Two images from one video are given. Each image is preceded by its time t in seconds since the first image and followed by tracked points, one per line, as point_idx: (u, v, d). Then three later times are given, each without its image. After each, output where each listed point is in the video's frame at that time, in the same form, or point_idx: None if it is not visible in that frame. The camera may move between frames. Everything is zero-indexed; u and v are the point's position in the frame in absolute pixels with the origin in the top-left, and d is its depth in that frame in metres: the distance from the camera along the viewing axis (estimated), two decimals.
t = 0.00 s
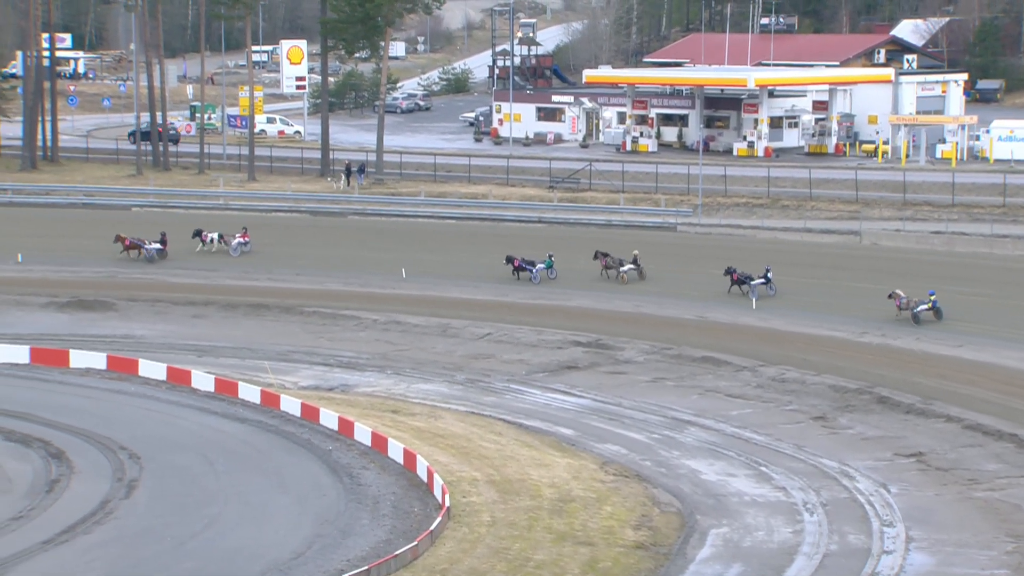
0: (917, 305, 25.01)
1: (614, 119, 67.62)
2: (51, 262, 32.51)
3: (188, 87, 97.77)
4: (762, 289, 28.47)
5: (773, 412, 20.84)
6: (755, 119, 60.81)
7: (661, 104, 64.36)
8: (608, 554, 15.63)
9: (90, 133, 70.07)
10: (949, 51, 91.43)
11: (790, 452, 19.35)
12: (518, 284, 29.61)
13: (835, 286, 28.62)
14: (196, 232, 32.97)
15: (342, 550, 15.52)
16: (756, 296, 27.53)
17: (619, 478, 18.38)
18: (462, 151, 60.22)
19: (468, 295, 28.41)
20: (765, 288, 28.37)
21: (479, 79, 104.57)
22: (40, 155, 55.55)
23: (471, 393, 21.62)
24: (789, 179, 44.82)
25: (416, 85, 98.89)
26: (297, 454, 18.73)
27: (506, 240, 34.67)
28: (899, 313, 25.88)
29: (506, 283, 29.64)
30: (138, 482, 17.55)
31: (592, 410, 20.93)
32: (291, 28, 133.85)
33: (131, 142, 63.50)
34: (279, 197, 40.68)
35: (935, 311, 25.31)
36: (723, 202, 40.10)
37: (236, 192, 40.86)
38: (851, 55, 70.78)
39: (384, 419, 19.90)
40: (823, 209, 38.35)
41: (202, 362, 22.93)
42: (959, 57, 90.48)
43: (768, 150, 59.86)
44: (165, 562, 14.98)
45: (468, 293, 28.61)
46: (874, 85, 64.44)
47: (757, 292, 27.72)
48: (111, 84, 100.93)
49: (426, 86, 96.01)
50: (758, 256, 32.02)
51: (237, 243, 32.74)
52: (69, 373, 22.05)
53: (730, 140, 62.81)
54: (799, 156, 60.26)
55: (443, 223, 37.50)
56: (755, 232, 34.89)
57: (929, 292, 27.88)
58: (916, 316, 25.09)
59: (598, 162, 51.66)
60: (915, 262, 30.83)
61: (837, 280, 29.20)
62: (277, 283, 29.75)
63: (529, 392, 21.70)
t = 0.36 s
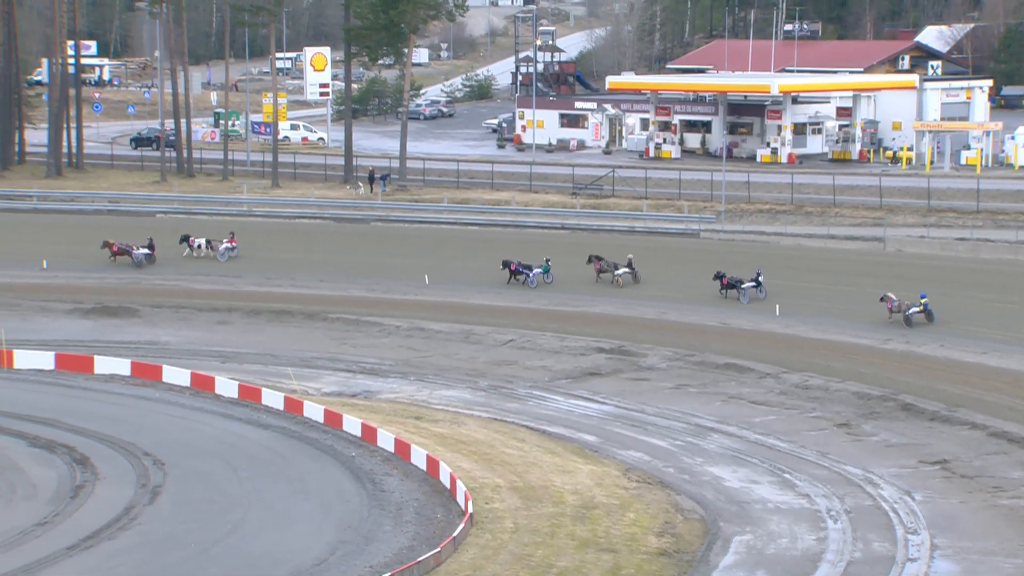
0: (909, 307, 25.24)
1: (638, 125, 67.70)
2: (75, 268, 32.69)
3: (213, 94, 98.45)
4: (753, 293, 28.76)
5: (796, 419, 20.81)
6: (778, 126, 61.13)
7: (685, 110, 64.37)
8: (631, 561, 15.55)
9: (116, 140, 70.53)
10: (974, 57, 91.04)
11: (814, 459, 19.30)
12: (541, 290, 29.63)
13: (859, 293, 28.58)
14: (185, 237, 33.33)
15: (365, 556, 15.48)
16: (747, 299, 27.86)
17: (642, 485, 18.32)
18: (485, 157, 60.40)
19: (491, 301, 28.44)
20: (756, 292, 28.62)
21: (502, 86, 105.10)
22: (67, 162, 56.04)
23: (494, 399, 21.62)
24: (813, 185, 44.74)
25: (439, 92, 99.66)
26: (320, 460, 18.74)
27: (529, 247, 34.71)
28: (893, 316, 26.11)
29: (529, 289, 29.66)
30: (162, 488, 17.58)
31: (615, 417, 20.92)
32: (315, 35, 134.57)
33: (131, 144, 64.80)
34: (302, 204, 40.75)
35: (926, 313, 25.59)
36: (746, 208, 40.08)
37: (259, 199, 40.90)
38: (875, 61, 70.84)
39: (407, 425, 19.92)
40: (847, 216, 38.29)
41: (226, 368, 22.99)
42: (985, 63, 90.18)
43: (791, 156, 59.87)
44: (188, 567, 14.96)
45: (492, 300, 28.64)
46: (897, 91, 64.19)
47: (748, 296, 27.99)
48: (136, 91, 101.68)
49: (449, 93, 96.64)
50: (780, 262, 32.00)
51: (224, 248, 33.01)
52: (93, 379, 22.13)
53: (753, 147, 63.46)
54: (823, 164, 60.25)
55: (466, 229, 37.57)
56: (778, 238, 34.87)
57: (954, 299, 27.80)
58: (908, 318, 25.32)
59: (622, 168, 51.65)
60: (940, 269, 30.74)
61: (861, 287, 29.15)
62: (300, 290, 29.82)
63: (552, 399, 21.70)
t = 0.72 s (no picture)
0: (905, 311, 25.72)
1: (666, 132, 67.95)
2: (103, 275, 32.85)
3: (242, 103, 99.48)
4: (747, 298, 29.21)
5: (824, 427, 20.76)
6: (807, 133, 60.75)
7: (714, 117, 64.50)
8: (659, 569, 15.43)
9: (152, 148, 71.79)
10: (1003, 63, 89.65)
11: (843, 467, 19.24)
12: (567, 298, 29.67)
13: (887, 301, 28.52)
14: (177, 243, 33.67)
15: (393, 564, 15.42)
16: (741, 303, 28.38)
17: (670, 493, 18.27)
18: (512, 165, 60.61)
19: (519, 309, 28.48)
20: (750, 296, 29.05)
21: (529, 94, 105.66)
22: (97, 171, 56.49)
23: (522, 407, 21.64)
24: (841, 193, 44.65)
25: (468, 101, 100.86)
26: (348, 467, 18.78)
27: (558, 255, 34.69)
28: (889, 318, 26.58)
29: (557, 297, 29.68)
30: (191, 495, 17.62)
31: (643, 425, 20.90)
32: (343, 44, 135.52)
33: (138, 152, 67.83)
34: (331, 211, 40.84)
35: (922, 317, 26.08)
36: (774, 216, 40.07)
37: (287, 206, 40.91)
38: (904, 69, 71.18)
39: (434, 433, 19.94)
40: (876, 223, 38.22)
41: (254, 376, 23.05)
42: (1013, 70, 89.16)
43: (820, 163, 60.06)
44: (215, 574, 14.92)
45: (521, 307, 28.68)
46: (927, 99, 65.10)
47: (741, 300, 28.42)
48: (166, 100, 102.83)
49: (478, 101, 97.89)
50: (806, 270, 31.97)
51: (217, 255, 33.38)
52: (123, 386, 22.22)
53: (781, 154, 63.12)
54: (852, 172, 60.40)
55: (495, 237, 37.68)
56: (807, 247, 34.83)
57: (983, 307, 27.70)
58: (905, 321, 25.80)
59: (648, 175, 51.69)
60: (969, 277, 30.62)
61: (889, 295, 29.08)
62: (327, 297, 29.92)
63: (579, 406, 21.71)
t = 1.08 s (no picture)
0: (902, 311, 26.40)
1: (697, 138, 68.40)
2: (148, 277, 33.52)
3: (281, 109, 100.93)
4: (744, 298, 29.87)
5: (854, 429, 21.02)
6: (837, 139, 61.32)
7: (744, 123, 64.61)
8: (691, 568, 15.59)
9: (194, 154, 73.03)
10: None
11: (873, 468, 19.47)
12: (600, 301, 30.02)
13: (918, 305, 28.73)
14: (182, 246, 34.40)
15: (429, 561, 15.64)
16: (738, 304, 29.03)
17: (702, 493, 18.51)
18: (546, 170, 61.17)
19: (552, 311, 28.83)
20: (746, 296, 29.68)
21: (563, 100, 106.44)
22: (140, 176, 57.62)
23: (555, 408, 21.99)
24: (870, 198, 44.87)
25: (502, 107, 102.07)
26: (385, 467, 19.10)
27: (591, 259, 35.01)
28: (887, 318, 27.21)
29: (590, 300, 30.03)
30: (231, 494, 17.96)
31: (675, 426, 21.19)
32: (381, 51, 136.78)
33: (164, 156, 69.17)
34: (369, 216, 41.30)
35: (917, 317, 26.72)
36: (805, 220, 40.36)
37: (326, 210, 41.42)
38: (934, 75, 71.84)
39: (470, 433, 20.29)
40: (906, 227, 38.43)
41: (294, 377, 23.47)
42: None
43: (850, 169, 60.61)
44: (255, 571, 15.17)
45: (554, 310, 29.03)
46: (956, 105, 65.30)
47: (739, 301, 29.10)
48: (207, 107, 105.09)
49: (512, 108, 99.37)
50: (836, 274, 32.20)
51: (220, 257, 34.16)
52: (166, 387, 22.70)
53: (813, 159, 63.48)
54: (881, 176, 60.72)
55: (529, 241, 38.11)
56: (837, 251, 35.08)
57: (1013, 310, 27.84)
58: (902, 320, 26.47)
59: (680, 180, 52.04)
60: (1000, 281, 30.76)
61: (919, 299, 29.28)
62: (363, 299, 30.37)
63: (612, 408, 22.03)
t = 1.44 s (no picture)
0: (895, 309, 27.46)
1: (728, 147, 68.62)
2: (203, 280, 34.73)
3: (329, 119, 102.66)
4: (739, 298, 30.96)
5: (879, 426, 21.78)
6: (863, 147, 61.69)
7: (774, 132, 65.24)
8: (721, 560, 16.24)
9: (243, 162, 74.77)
10: None
11: (897, 464, 20.22)
12: (633, 303, 30.86)
13: (943, 307, 29.41)
14: (201, 249, 35.71)
15: (471, 553, 16.34)
16: (734, 303, 30.09)
17: (732, 488, 19.27)
18: (583, 177, 62.15)
19: (587, 313, 29.67)
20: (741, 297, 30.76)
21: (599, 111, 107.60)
22: (196, 184, 59.52)
23: (591, 406, 22.84)
24: (895, 204, 45.53)
25: (540, 118, 103.39)
26: (429, 462, 19.95)
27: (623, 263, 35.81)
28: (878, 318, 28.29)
29: (624, 302, 30.86)
30: (282, 487, 18.82)
31: (706, 423, 21.99)
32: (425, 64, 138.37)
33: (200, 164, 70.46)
34: (412, 222, 42.24)
35: (909, 314, 27.81)
36: (831, 226, 41.10)
37: (372, 217, 42.39)
38: (956, 85, 72.70)
39: (510, 430, 21.17)
40: (928, 232, 39.09)
41: (341, 375, 24.43)
42: None
43: (875, 176, 60.78)
44: (305, 561, 15.90)
45: (589, 311, 29.89)
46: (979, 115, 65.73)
47: (735, 300, 30.18)
48: (260, 117, 107.51)
49: (550, 118, 100.68)
50: (862, 277, 32.93)
51: (236, 260, 35.41)
52: (219, 385, 23.72)
53: (839, 168, 64.22)
54: (905, 184, 61.35)
55: (564, 245, 39.02)
56: (862, 255, 35.81)
57: None
58: (895, 318, 27.55)
59: (712, 187, 52.81)
60: None
61: (943, 301, 29.95)
62: (404, 301, 31.32)
63: (646, 405, 22.86)
